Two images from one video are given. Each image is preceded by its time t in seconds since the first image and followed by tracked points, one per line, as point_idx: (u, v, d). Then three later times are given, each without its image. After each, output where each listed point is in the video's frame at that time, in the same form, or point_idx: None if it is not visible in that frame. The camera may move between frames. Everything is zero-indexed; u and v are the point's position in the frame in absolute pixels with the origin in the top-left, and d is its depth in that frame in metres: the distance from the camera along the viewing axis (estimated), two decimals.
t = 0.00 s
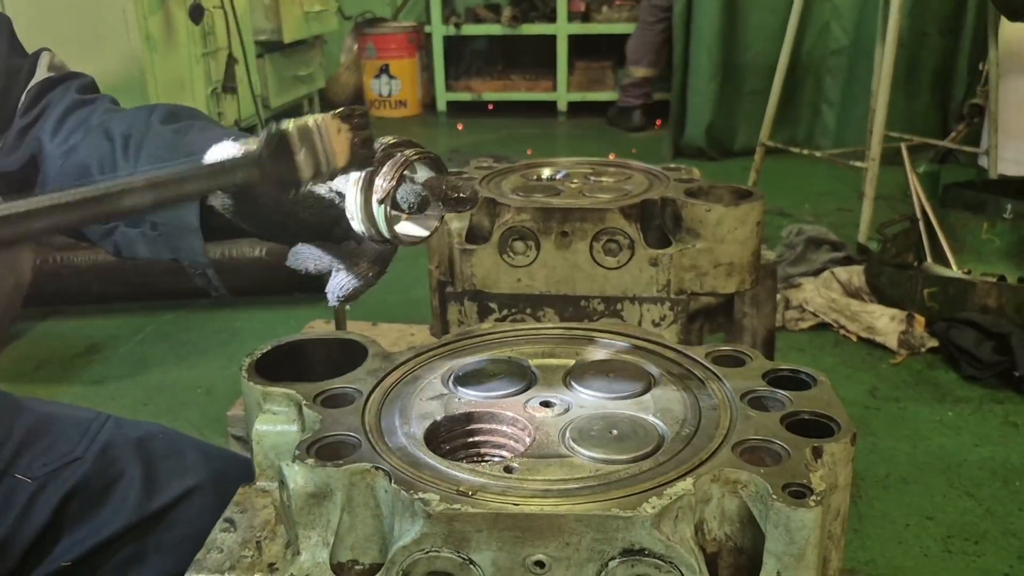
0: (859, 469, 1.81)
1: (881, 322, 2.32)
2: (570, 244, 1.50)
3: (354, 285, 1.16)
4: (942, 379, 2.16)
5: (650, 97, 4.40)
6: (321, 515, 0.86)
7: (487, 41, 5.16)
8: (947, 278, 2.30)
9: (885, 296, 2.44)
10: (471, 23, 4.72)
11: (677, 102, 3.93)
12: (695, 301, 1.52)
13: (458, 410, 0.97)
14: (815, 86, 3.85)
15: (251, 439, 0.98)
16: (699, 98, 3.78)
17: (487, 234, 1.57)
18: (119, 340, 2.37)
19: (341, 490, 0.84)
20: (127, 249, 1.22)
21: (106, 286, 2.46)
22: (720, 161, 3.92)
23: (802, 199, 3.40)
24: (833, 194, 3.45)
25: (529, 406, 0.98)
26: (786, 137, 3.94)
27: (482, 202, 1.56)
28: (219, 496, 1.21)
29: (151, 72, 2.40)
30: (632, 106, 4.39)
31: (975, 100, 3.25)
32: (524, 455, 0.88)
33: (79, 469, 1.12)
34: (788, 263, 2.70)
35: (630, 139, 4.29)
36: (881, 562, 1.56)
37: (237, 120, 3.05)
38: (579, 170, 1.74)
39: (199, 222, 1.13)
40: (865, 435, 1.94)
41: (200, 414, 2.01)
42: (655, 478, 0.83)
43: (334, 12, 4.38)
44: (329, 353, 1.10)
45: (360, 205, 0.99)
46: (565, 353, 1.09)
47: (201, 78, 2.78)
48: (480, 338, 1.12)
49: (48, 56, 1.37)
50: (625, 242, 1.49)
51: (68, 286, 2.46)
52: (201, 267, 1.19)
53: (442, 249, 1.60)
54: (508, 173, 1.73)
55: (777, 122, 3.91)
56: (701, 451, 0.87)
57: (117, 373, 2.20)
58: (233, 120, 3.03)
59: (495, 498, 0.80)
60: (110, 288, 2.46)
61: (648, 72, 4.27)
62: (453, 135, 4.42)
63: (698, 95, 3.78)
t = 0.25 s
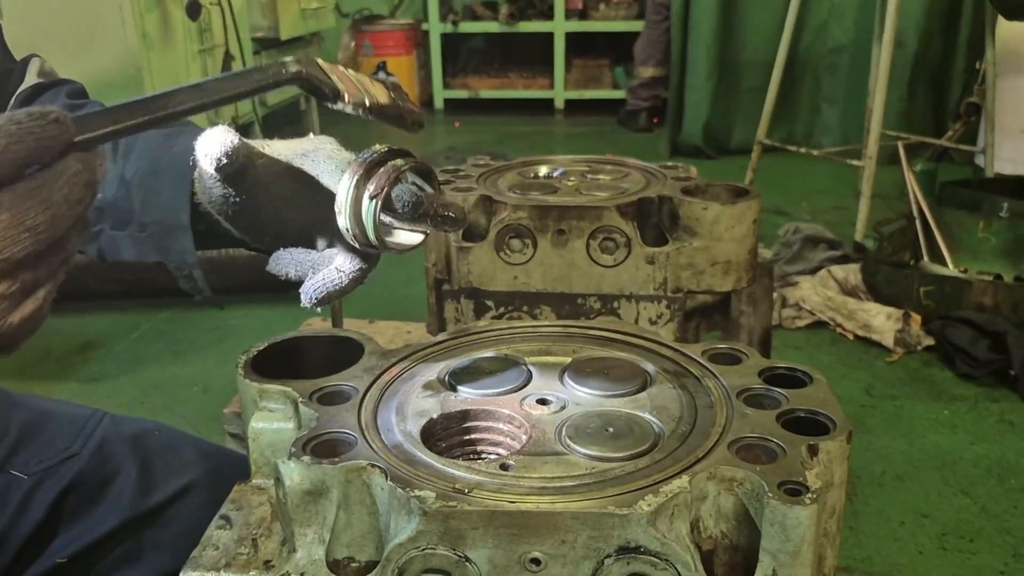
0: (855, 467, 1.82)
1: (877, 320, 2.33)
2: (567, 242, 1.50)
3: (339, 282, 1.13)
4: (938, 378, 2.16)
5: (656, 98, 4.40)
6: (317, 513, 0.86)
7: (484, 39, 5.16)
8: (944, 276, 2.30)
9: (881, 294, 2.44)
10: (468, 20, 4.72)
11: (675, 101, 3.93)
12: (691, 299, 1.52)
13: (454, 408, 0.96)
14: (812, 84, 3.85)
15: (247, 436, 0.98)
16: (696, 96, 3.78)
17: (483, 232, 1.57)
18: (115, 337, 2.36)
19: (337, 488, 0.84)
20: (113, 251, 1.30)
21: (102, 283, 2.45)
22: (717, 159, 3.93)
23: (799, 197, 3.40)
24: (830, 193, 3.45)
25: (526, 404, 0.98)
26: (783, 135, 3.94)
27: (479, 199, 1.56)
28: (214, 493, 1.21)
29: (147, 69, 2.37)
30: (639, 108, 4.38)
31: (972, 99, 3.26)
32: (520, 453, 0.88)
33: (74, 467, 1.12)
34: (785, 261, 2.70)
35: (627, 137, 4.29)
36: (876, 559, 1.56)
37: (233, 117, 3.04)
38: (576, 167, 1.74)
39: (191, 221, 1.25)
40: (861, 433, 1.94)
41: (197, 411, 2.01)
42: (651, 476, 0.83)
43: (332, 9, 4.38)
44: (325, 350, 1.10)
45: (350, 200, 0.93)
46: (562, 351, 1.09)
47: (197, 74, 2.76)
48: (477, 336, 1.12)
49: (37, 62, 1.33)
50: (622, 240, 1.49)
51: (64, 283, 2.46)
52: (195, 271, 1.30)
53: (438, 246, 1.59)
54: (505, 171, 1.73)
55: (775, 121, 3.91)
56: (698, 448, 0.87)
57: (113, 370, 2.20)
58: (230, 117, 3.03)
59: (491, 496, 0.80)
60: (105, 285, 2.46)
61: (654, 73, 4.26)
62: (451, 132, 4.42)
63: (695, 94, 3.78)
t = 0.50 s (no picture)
0: (851, 464, 1.82)
1: (873, 318, 2.33)
2: (563, 239, 1.50)
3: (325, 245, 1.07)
4: (934, 375, 2.17)
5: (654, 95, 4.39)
6: (312, 508, 0.86)
7: (481, 35, 5.16)
8: (940, 274, 2.30)
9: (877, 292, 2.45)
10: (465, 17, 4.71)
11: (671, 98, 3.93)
12: (688, 296, 1.53)
13: (450, 403, 0.96)
14: (809, 82, 3.84)
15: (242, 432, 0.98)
16: (693, 94, 3.78)
17: (480, 228, 1.57)
18: (111, 333, 2.36)
19: (332, 483, 0.84)
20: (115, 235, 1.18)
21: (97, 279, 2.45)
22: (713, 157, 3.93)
23: (795, 195, 3.40)
24: (826, 190, 3.45)
25: (521, 399, 0.98)
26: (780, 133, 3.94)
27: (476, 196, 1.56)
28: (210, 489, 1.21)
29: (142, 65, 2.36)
30: (637, 105, 4.37)
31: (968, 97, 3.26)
32: (516, 449, 0.88)
33: (70, 463, 1.12)
34: (782, 259, 2.70)
35: (624, 134, 4.29)
36: (872, 556, 1.56)
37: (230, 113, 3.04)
38: (573, 164, 1.74)
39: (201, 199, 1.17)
40: (857, 430, 1.94)
41: (193, 406, 2.01)
42: (647, 471, 0.83)
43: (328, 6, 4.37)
44: (321, 346, 1.10)
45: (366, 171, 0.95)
46: (558, 347, 1.09)
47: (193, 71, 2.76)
48: (473, 332, 1.12)
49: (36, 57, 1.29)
50: (618, 237, 1.49)
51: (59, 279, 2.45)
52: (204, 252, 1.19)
53: (435, 243, 1.59)
54: (502, 167, 1.73)
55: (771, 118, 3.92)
56: (694, 444, 0.87)
57: (108, 366, 2.19)
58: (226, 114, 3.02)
59: (487, 491, 0.80)
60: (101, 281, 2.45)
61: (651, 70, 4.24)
62: (447, 129, 4.42)
63: (692, 91, 3.78)
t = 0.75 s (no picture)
0: (848, 463, 1.82)
1: (870, 316, 2.33)
2: (562, 236, 1.50)
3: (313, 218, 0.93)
4: (930, 373, 2.17)
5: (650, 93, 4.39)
6: (312, 506, 0.86)
7: (478, 33, 5.15)
8: (936, 273, 2.31)
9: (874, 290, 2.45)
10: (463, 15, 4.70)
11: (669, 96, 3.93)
12: (686, 294, 1.53)
13: (449, 401, 0.96)
14: (807, 81, 3.85)
15: (241, 429, 0.98)
16: (691, 92, 3.78)
17: (478, 226, 1.57)
18: (109, 330, 2.35)
19: (332, 481, 0.85)
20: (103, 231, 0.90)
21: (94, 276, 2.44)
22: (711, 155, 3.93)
23: (793, 193, 3.41)
24: (824, 189, 3.46)
25: (521, 397, 0.98)
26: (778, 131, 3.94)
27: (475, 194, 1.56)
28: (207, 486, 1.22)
29: (140, 61, 2.36)
30: (634, 103, 4.37)
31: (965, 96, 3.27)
32: (515, 446, 0.88)
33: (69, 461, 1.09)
34: (779, 257, 2.70)
35: (621, 132, 4.29)
36: (869, 554, 1.56)
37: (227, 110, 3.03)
38: (571, 162, 1.74)
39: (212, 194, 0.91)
40: (854, 428, 1.94)
41: (190, 403, 2.01)
42: (646, 469, 0.83)
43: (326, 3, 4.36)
44: (319, 344, 1.10)
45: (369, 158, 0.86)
46: (557, 346, 1.09)
47: (191, 68, 2.75)
48: (472, 330, 1.12)
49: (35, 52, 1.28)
50: (617, 235, 1.49)
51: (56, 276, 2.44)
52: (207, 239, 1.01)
53: (433, 240, 1.59)
54: (500, 165, 1.73)
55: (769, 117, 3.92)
56: (693, 442, 0.87)
57: (105, 363, 2.18)
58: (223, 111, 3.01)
59: (487, 489, 0.81)
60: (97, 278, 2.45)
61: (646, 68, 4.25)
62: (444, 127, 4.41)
63: (690, 89, 3.78)
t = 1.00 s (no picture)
0: (843, 459, 1.83)
1: (865, 314, 2.34)
2: (558, 234, 1.50)
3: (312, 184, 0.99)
4: (924, 371, 2.18)
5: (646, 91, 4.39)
6: (308, 502, 0.86)
7: (475, 30, 5.15)
8: (930, 269, 2.31)
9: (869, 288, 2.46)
10: (460, 12, 4.70)
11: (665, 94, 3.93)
12: (681, 291, 1.53)
13: (445, 397, 0.97)
14: (803, 79, 3.85)
15: (238, 425, 0.98)
16: (687, 90, 3.79)
17: (474, 223, 1.57)
18: (104, 326, 2.35)
19: (328, 477, 0.85)
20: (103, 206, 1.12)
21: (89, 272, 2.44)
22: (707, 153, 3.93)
23: (789, 191, 3.41)
24: (820, 187, 3.46)
25: (516, 394, 0.98)
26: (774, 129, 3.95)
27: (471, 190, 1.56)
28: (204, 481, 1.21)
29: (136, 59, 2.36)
30: (631, 102, 4.38)
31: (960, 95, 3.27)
32: (510, 443, 0.89)
33: (65, 455, 1.12)
34: (775, 255, 2.71)
35: (618, 130, 4.29)
36: (862, 550, 1.57)
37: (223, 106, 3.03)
38: (567, 159, 1.74)
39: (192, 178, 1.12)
40: (849, 425, 1.95)
41: (186, 399, 2.01)
42: (641, 465, 0.83)
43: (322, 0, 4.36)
44: (315, 340, 1.10)
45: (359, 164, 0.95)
46: (552, 342, 1.09)
47: (187, 65, 2.75)
48: (468, 326, 1.12)
49: (31, 45, 1.29)
50: (613, 232, 1.49)
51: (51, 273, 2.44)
52: (189, 215, 1.13)
53: (429, 236, 1.59)
54: (497, 162, 1.73)
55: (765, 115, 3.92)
56: (688, 438, 0.87)
57: (101, 359, 2.18)
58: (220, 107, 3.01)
59: (482, 485, 0.81)
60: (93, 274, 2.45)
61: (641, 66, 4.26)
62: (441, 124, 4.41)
63: (686, 87, 3.78)
